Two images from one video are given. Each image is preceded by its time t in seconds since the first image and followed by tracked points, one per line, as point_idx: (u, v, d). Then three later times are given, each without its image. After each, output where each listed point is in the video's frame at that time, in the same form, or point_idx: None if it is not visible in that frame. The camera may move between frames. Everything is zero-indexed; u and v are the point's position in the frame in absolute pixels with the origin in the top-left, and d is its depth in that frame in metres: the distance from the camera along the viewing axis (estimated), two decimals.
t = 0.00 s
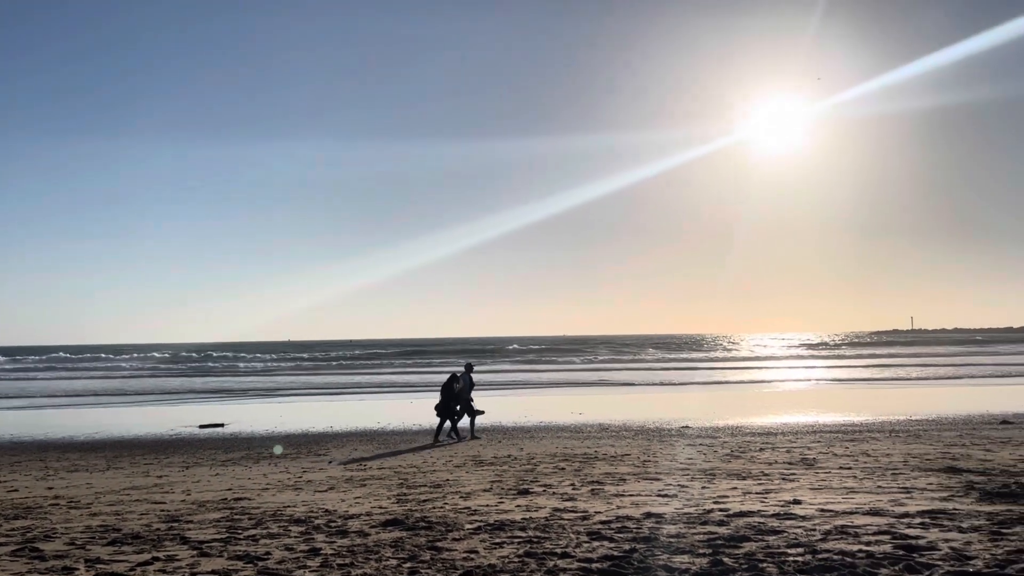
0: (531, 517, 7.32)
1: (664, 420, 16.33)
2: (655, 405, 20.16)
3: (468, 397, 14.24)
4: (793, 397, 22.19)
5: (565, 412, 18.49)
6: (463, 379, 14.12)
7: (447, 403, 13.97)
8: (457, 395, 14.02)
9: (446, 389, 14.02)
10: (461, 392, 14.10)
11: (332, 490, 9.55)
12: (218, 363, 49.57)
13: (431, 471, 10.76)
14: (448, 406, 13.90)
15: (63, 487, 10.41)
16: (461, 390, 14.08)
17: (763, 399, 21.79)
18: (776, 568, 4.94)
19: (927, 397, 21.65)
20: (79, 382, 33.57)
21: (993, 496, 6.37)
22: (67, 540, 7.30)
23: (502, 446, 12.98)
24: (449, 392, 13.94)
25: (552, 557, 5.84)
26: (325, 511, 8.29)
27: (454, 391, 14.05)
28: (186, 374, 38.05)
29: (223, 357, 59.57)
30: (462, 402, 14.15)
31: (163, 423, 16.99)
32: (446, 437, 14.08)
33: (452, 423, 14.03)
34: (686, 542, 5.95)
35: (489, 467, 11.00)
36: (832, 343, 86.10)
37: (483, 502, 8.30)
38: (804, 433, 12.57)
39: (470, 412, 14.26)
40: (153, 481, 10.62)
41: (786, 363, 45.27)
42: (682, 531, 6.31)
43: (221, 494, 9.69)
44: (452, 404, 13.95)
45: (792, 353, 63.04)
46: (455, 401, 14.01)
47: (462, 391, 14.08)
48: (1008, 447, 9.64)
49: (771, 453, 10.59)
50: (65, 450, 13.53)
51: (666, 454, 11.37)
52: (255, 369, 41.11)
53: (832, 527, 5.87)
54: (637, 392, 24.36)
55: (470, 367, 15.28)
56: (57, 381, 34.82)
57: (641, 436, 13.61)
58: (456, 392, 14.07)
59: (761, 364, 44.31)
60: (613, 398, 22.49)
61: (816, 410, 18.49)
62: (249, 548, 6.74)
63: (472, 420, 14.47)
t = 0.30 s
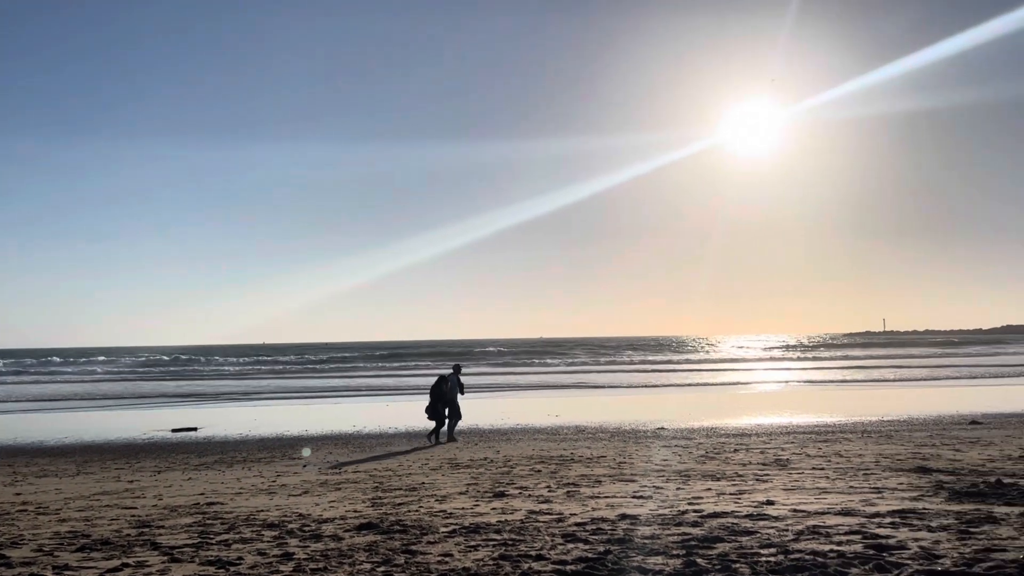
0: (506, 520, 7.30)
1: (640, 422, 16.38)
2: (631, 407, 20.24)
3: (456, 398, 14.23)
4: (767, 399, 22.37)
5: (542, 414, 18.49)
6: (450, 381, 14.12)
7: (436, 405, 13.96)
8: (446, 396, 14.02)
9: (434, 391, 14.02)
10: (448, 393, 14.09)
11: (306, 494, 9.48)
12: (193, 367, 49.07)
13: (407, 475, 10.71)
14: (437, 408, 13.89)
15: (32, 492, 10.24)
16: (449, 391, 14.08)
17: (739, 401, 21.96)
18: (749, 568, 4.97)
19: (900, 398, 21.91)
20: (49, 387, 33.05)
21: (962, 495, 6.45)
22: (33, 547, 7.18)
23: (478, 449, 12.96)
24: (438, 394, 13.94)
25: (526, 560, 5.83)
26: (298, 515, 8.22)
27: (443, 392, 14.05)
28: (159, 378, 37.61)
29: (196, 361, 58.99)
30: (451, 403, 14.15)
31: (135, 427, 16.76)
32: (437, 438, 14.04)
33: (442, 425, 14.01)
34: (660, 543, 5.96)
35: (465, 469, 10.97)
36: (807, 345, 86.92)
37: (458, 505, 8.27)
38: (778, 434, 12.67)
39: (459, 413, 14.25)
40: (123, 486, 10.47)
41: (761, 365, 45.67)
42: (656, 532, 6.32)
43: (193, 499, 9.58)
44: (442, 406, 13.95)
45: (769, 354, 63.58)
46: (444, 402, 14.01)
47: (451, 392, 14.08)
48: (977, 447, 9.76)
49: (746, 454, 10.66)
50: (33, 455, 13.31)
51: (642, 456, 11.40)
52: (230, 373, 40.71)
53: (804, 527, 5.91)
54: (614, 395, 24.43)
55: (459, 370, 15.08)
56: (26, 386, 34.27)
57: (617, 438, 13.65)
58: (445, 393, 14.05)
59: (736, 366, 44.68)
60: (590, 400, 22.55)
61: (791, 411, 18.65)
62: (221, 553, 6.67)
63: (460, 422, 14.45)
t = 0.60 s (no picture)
0: (481, 522, 7.29)
1: (617, 423, 16.44)
2: (608, 408, 20.29)
3: (445, 401, 14.22)
4: (743, 399, 22.52)
5: (519, 416, 18.50)
6: (438, 382, 14.13)
7: (425, 407, 13.96)
8: (433, 397, 14.02)
9: (422, 393, 14.06)
10: (436, 394, 14.09)
11: (280, 497, 9.40)
12: (167, 369, 48.58)
13: (382, 477, 10.66)
14: (425, 410, 13.88)
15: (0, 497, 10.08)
16: (437, 393, 14.07)
17: (714, 401, 22.09)
18: (722, 568, 4.99)
19: (872, 399, 22.17)
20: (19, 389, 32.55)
21: (931, 495, 6.52)
22: None
23: (455, 451, 12.93)
24: (426, 395, 13.98)
25: (501, 561, 5.83)
26: (272, 518, 8.15)
27: (431, 394, 14.06)
28: (132, 380, 37.19)
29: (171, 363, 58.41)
30: (439, 405, 14.12)
31: (107, 430, 16.56)
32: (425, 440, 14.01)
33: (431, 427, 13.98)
34: (635, 544, 5.98)
35: (441, 471, 10.94)
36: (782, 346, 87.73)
37: (433, 507, 8.24)
38: (752, 434, 12.76)
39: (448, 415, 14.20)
40: (94, 490, 10.32)
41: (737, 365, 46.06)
42: (630, 533, 6.34)
43: (165, 503, 9.46)
44: (430, 408, 13.94)
45: (745, 355, 64.15)
46: (432, 404, 14.00)
47: (439, 394, 14.07)
48: (947, 446, 9.89)
49: (720, 455, 10.73)
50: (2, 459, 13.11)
51: (618, 457, 11.43)
52: (204, 376, 40.32)
53: (776, 527, 5.96)
54: (591, 396, 24.48)
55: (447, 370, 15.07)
56: None
57: (594, 439, 13.67)
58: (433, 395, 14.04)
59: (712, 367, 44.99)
60: (567, 401, 22.60)
61: (766, 411, 18.81)
62: (193, 558, 6.59)
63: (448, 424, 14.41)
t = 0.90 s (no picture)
0: (456, 524, 7.26)
1: (592, 423, 16.50)
2: (584, 409, 20.37)
3: (433, 401, 14.20)
4: (718, 400, 22.70)
5: (496, 416, 18.52)
6: (427, 382, 14.11)
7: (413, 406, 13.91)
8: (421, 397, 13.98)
9: (410, 392, 14.02)
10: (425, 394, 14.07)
11: (253, 500, 9.31)
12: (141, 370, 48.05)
13: (356, 479, 10.60)
14: (414, 409, 13.83)
15: None
16: (425, 392, 14.05)
17: (689, 402, 22.24)
18: (695, 569, 5.00)
19: (844, 399, 22.44)
20: None
21: (901, 494, 6.59)
22: None
23: (430, 452, 12.91)
24: (413, 395, 13.93)
25: (475, 564, 5.81)
26: (244, 521, 8.08)
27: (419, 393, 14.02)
28: (105, 381, 36.75)
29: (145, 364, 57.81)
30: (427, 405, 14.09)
31: (78, 432, 16.37)
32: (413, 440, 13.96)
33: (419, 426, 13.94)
34: (609, 545, 5.98)
35: (416, 473, 10.91)
36: (757, 347, 88.50)
37: (408, 509, 8.20)
38: (726, 434, 12.86)
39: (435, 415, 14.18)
40: (63, 493, 10.17)
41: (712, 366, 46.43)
42: (605, 534, 6.35)
43: (136, 506, 9.34)
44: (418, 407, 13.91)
45: (720, 356, 64.62)
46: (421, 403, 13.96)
47: (427, 394, 14.04)
48: (917, 446, 10.00)
49: (694, 455, 10.79)
50: None
51: (593, 458, 11.46)
52: (179, 377, 39.94)
53: (749, 527, 5.98)
54: (567, 397, 24.55)
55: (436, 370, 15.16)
56: None
57: (569, 439, 13.70)
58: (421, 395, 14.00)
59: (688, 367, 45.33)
60: (544, 402, 22.66)
61: (740, 412, 18.98)
62: (162, 562, 6.51)
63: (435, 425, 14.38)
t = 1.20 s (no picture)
0: (427, 525, 7.24)
1: (566, 423, 16.55)
2: (558, 409, 20.44)
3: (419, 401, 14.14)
4: (691, 400, 22.87)
5: (469, 416, 18.53)
6: (412, 384, 14.07)
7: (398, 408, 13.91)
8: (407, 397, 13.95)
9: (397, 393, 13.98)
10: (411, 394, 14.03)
11: (223, 501, 9.24)
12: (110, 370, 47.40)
13: (327, 479, 10.55)
14: (399, 410, 13.82)
15: None
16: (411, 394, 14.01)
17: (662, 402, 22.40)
18: (664, 569, 5.03)
19: (815, 399, 22.67)
20: None
21: (868, 494, 6.66)
22: None
23: (402, 452, 12.88)
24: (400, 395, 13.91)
25: (446, 565, 5.80)
26: (213, 523, 8.00)
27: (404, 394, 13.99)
28: (74, 381, 36.26)
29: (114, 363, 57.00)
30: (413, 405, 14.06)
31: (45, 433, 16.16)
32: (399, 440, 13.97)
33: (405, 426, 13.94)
34: (579, 545, 6.00)
35: (388, 474, 10.86)
36: (730, 347, 89.21)
37: (380, 510, 8.17)
38: (698, 434, 12.97)
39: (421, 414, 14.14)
40: (29, 495, 10.02)
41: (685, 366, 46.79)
42: (575, 534, 6.36)
43: (103, 507, 9.21)
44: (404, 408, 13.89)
45: (693, 356, 65.11)
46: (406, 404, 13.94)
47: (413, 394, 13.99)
48: (885, 446, 10.15)
49: (666, 454, 10.87)
50: None
51: (566, 457, 11.50)
52: (150, 377, 39.49)
53: (718, 526, 6.03)
54: (542, 397, 24.63)
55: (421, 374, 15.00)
56: None
57: (543, 439, 13.74)
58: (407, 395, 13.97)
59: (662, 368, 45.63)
60: (518, 402, 22.69)
61: (712, 412, 19.11)
62: (129, 565, 6.43)
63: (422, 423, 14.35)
